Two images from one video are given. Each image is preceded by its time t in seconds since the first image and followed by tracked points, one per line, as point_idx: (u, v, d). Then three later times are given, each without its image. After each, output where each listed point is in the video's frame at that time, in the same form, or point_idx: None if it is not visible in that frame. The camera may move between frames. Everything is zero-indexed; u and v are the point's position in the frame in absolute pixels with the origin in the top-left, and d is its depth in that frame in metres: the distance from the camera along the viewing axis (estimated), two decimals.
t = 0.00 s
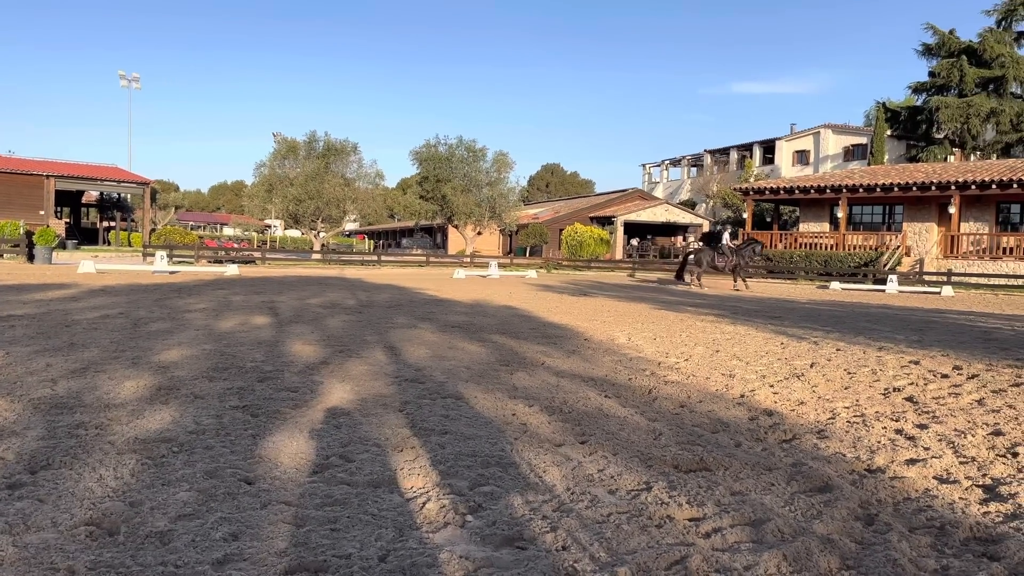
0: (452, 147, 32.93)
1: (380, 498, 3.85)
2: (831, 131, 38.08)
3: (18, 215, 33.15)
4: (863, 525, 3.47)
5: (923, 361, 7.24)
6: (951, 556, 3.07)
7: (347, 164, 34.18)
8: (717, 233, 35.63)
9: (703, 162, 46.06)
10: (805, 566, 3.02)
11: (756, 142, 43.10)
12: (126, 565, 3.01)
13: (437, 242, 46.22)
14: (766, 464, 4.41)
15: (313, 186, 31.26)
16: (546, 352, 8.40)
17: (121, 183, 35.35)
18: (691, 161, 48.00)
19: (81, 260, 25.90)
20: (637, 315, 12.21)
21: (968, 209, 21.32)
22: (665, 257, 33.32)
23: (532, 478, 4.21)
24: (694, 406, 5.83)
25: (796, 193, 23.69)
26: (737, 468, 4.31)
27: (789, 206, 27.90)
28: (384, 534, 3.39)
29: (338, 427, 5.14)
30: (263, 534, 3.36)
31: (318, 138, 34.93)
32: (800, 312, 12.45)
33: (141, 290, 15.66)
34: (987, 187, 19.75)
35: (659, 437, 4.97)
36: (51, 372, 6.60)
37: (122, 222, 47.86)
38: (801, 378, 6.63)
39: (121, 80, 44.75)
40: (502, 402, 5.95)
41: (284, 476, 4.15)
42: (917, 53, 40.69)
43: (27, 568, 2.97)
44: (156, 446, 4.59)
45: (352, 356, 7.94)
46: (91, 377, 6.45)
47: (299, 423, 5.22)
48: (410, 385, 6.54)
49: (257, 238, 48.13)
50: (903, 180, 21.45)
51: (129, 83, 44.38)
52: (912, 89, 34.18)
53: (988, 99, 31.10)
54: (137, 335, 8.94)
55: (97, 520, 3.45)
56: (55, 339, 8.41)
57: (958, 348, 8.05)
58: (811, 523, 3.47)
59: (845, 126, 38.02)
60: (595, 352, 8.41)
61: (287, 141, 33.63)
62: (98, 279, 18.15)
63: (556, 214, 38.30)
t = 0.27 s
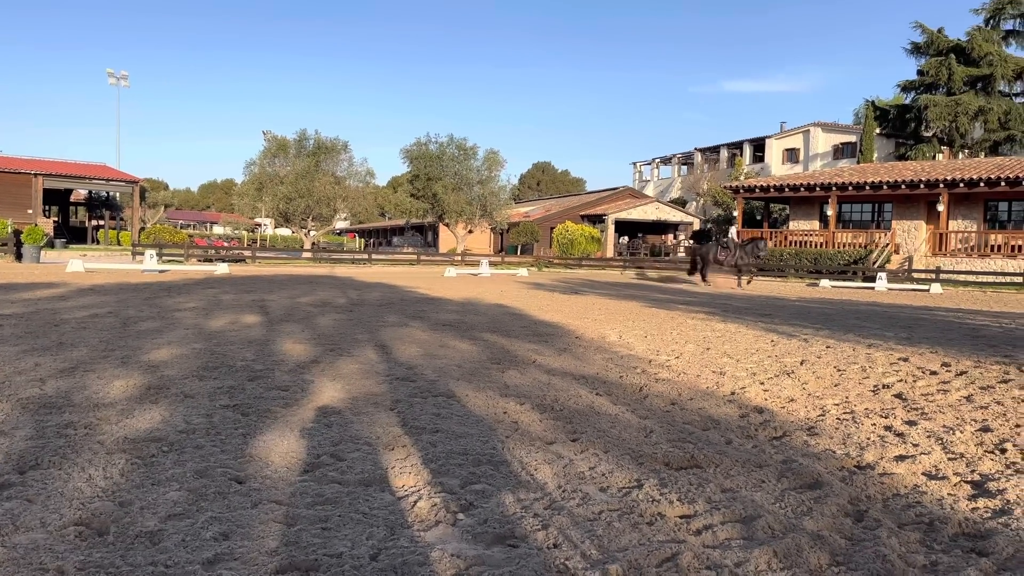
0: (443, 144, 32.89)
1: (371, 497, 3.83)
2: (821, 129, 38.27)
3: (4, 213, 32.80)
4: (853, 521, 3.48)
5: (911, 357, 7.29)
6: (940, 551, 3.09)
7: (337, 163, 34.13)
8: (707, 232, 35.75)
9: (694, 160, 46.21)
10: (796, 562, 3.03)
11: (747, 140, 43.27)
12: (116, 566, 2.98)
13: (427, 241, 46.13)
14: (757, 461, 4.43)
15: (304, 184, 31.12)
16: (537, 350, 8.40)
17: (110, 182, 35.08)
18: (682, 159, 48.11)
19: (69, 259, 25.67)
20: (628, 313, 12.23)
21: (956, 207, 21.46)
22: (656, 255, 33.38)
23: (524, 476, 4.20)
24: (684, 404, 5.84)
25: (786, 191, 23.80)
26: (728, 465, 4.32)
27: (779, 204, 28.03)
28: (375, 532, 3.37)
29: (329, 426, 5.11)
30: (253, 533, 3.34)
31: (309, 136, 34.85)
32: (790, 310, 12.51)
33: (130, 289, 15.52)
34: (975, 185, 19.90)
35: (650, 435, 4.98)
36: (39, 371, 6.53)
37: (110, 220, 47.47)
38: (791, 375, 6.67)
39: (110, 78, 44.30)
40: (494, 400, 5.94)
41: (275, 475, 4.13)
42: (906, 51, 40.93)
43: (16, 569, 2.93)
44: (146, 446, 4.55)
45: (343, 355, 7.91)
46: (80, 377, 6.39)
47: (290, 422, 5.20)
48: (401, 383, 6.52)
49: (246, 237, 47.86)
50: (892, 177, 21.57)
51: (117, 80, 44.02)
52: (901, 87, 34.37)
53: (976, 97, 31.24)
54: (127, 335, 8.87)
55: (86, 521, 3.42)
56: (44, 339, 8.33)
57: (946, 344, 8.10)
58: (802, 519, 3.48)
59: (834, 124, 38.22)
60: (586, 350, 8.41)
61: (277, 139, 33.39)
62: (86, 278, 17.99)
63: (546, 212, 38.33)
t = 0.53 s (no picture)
0: (436, 142, 32.87)
1: (365, 495, 3.82)
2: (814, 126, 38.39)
3: None
4: (845, 517, 3.49)
5: (904, 354, 7.32)
6: (932, 547, 3.10)
7: (330, 160, 34.09)
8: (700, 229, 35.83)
9: (687, 158, 46.29)
10: (788, 559, 3.04)
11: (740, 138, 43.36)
12: (108, 565, 2.96)
13: (421, 238, 46.07)
14: (750, 457, 4.44)
15: (296, 181, 30.78)
16: (531, 348, 8.40)
17: (102, 179, 34.90)
18: (675, 157, 48.17)
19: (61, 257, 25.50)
20: (622, 310, 12.24)
21: (948, 204, 21.55)
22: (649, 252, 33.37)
23: (517, 473, 4.20)
24: (678, 401, 5.85)
25: (779, 188, 23.88)
26: (722, 462, 4.33)
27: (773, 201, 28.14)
28: (369, 530, 3.36)
29: (323, 424, 5.09)
30: (247, 531, 3.32)
31: (302, 134, 34.83)
32: (782, 307, 12.55)
33: (122, 287, 15.43)
34: (966, 182, 19.99)
35: (643, 432, 4.99)
36: (31, 370, 6.48)
37: (102, 218, 47.17)
38: (784, 372, 6.69)
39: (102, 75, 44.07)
40: (488, 398, 5.93)
41: (268, 473, 4.11)
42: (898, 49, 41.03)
43: (7, 568, 2.91)
44: (139, 444, 4.52)
45: (336, 353, 7.88)
46: (72, 375, 6.34)
47: (283, 420, 5.18)
48: (395, 381, 6.51)
49: (239, 234, 47.66)
50: (885, 174, 21.65)
51: (109, 77, 43.77)
52: (893, 84, 34.49)
53: (969, 95, 31.16)
54: (119, 333, 8.82)
55: (78, 520, 3.39)
56: (35, 337, 8.27)
57: (938, 341, 8.14)
58: (794, 516, 3.49)
59: (827, 122, 38.33)
60: (580, 347, 8.42)
61: (270, 136, 33.58)
62: (78, 277, 17.87)
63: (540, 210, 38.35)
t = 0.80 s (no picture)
0: (431, 139, 32.81)
1: (360, 493, 3.81)
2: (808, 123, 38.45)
3: None
4: (839, 513, 3.50)
5: (897, 351, 7.35)
6: (925, 543, 3.11)
7: (324, 157, 33.93)
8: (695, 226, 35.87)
9: (681, 155, 46.32)
10: (782, 555, 3.04)
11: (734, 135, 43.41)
12: (102, 563, 2.95)
13: (415, 236, 45.98)
14: (744, 454, 4.44)
15: (291, 179, 30.77)
16: (525, 345, 8.39)
17: (95, 177, 34.70)
18: (669, 154, 48.19)
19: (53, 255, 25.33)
20: (616, 307, 12.24)
21: (941, 201, 21.65)
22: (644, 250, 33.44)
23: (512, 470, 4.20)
24: (672, 397, 5.86)
25: (773, 185, 23.91)
26: (716, 459, 4.33)
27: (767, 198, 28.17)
28: (363, 528, 3.36)
29: (317, 422, 5.08)
30: (241, 530, 3.31)
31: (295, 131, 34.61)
32: (776, 304, 12.58)
33: (115, 285, 15.34)
34: (959, 179, 20.08)
35: (638, 429, 4.99)
36: (23, 369, 6.44)
37: (94, 215, 46.89)
38: (778, 369, 6.70)
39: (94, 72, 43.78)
40: (482, 395, 5.92)
41: (262, 471, 4.09)
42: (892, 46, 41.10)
43: None
44: (133, 443, 4.50)
45: (331, 351, 7.86)
46: (65, 374, 6.30)
47: (278, 418, 5.16)
48: (390, 378, 6.50)
49: (233, 232, 47.46)
50: (878, 171, 21.72)
51: (102, 75, 43.49)
52: (886, 82, 34.61)
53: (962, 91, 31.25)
54: (113, 331, 8.77)
55: (72, 518, 3.37)
56: (28, 336, 8.22)
57: (931, 338, 8.18)
58: (788, 512, 3.49)
59: (820, 119, 38.44)
60: (574, 345, 8.41)
61: (264, 133, 33.19)
62: (71, 275, 17.76)
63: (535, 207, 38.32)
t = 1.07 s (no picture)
0: (423, 137, 32.71)
1: (354, 491, 3.80)
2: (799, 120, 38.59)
3: None
4: (831, 509, 3.52)
5: (888, 347, 7.38)
6: (917, 537, 3.13)
7: (316, 155, 33.89)
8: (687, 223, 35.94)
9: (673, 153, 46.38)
10: (775, 550, 3.05)
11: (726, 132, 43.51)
12: (96, 563, 2.93)
13: (407, 233, 45.91)
14: (736, 450, 4.46)
15: (282, 177, 30.38)
16: (518, 342, 8.40)
17: (86, 176, 34.48)
18: (661, 151, 48.23)
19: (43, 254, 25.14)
20: (609, 305, 12.25)
21: (932, 197, 21.73)
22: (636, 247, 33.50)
23: (506, 468, 4.20)
24: (665, 394, 5.87)
25: (765, 182, 23.97)
26: (709, 455, 4.34)
27: (759, 195, 28.25)
28: (357, 526, 3.35)
29: (310, 420, 5.06)
30: (234, 529, 3.29)
31: (287, 129, 34.42)
32: (768, 301, 12.61)
33: (106, 284, 15.25)
34: (950, 175, 20.17)
35: (631, 426, 5.00)
36: (13, 369, 6.39)
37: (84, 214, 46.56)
38: (770, 366, 6.73)
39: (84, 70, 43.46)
40: (476, 393, 5.92)
41: (256, 470, 4.08)
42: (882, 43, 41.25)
43: None
44: (125, 442, 4.46)
45: (324, 349, 7.84)
46: (56, 373, 6.26)
47: (271, 416, 5.14)
48: (383, 377, 6.49)
49: (225, 231, 47.25)
50: (870, 168, 21.81)
51: (92, 73, 43.19)
52: (877, 79, 34.75)
53: (952, 89, 31.48)
54: (105, 330, 8.71)
55: (64, 518, 3.35)
56: (19, 335, 8.15)
57: (922, 333, 8.22)
58: (781, 508, 3.51)
59: (812, 116, 38.55)
60: (567, 342, 8.42)
61: (255, 132, 33.44)
62: (62, 274, 17.64)
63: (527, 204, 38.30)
